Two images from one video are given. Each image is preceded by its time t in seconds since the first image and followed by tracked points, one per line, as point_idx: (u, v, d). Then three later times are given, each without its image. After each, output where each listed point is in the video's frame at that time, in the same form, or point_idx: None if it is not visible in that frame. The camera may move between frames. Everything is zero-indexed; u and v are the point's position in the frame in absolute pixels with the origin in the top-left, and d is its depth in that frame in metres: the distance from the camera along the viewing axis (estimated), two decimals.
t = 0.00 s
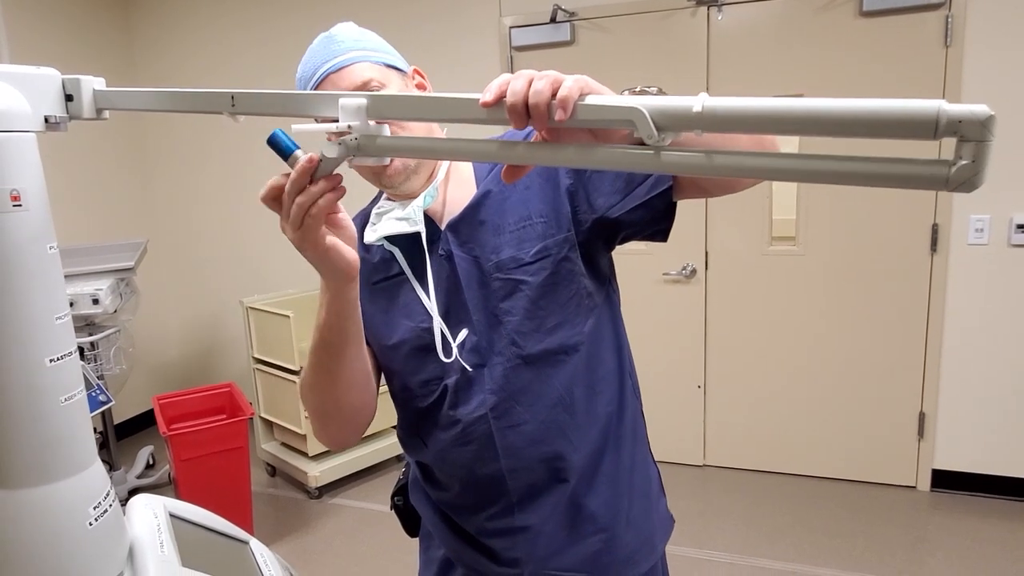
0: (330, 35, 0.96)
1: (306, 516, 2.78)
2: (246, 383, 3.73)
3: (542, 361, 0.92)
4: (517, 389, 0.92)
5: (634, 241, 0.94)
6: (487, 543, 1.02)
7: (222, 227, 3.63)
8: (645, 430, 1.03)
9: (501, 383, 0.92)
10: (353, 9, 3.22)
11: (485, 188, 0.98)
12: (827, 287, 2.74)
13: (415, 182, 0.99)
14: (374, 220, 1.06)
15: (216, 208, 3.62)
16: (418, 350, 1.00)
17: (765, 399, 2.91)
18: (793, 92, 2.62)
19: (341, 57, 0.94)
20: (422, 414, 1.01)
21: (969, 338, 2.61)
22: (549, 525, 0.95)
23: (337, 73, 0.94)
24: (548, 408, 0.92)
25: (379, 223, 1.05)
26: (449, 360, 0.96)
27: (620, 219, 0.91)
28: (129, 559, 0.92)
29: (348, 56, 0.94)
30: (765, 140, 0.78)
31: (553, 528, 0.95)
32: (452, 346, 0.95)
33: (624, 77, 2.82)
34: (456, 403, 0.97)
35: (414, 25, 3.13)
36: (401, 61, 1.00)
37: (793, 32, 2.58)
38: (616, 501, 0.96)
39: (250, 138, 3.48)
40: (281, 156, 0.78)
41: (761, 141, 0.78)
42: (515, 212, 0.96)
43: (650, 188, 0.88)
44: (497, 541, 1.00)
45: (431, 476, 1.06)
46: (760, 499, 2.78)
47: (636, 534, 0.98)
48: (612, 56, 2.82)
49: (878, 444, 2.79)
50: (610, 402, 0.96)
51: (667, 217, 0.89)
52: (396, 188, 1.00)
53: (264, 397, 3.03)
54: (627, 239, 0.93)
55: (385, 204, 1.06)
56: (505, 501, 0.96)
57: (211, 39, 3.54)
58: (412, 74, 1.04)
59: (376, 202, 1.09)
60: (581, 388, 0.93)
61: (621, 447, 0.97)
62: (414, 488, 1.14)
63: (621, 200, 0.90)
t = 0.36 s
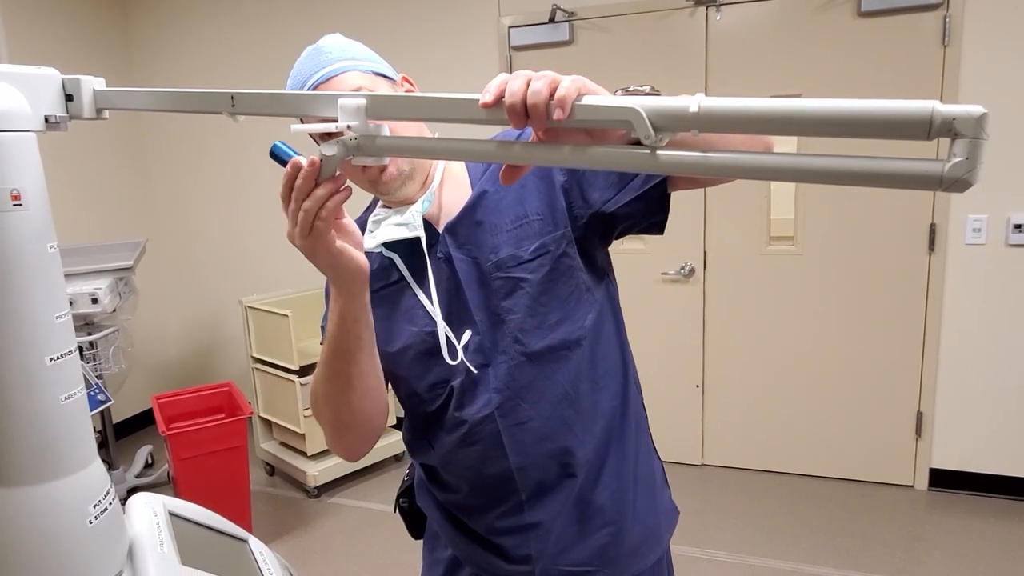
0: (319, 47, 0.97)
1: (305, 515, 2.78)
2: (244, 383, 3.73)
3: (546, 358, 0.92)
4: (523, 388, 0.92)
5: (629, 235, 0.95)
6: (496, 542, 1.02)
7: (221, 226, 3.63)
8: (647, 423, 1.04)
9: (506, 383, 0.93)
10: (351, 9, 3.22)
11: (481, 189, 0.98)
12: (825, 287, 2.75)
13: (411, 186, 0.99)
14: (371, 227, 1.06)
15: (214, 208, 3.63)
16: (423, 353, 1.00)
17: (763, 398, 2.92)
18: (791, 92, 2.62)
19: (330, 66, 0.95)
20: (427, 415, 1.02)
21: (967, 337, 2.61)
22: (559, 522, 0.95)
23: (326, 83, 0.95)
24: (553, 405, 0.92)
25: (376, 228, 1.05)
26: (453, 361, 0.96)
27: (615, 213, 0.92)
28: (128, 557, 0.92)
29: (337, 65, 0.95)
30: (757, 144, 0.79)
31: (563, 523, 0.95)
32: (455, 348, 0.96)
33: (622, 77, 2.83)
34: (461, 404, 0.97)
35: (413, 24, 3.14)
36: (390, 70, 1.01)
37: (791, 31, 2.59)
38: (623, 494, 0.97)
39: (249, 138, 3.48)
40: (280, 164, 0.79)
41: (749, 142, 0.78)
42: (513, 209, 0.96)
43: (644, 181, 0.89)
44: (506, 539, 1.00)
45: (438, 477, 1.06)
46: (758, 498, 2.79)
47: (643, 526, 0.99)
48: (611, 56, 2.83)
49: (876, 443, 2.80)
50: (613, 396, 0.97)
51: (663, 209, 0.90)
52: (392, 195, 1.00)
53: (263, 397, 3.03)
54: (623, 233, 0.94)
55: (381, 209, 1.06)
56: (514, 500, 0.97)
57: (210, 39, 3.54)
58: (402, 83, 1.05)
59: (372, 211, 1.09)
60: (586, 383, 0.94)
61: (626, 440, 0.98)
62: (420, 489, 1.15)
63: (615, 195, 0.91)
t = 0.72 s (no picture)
0: (321, 39, 0.96)
1: (303, 514, 2.78)
2: (242, 381, 3.73)
3: (542, 359, 0.92)
4: (519, 388, 0.92)
5: (630, 237, 0.95)
6: (491, 541, 1.02)
7: (219, 225, 3.63)
8: (645, 424, 1.04)
9: (502, 383, 0.93)
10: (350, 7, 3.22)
11: (480, 188, 0.98)
12: (823, 286, 2.75)
13: (411, 183, 0.99)
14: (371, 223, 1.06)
15: (213, 206, 3.62)
16: (418, 351, 1.00)
17: (761, 397, 2.92)
18: (789, 91, 2.63)
19: (332, 60, 0.94)
20: (421, 413, 1.02)
21: (964, 336, 2.62)
22: (553, 522, 0.95)
23: (328, 77, 0.94)
24: (548, 405, 0.92)
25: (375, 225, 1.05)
26: (449, 362, 0.96)
27: (616, 215, 0.92)
28: (126, 555, 0.92)
29: (339, 58, 0.94)
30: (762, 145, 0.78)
31: (557, 523, 0.95)
32: (451, 348, 0.96)
33: (622, 77, 2.83)
34: (457, 403, 0.97)
35: (411, 23, 3.13)
36: (393, 64, 1.01)
37: (790, 31, 2.59)
38: (619, 495, 0.96)
39: (247, 136, 3.48)
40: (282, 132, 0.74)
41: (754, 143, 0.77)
42: (512, 210, 0.96)
43: (646, 184, 0.89)
44: (501, 538, 1.00)
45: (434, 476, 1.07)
46: (756, 497, 2.80)
47: (639, 527, 0.98)
48: (610, 56, 2.82)
49: (874, 442, 2.81)
50: (610, 397, 0.97)
51: (664, 212, 0.91)
52: (392, 191, 1.00)
53: (262, 395, 3.03)
54: (622, 235, 0.94)
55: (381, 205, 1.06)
56: (509, 499, 0.97)
57: (207, 37, 3.54)
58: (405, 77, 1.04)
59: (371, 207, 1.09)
60: (581, 384, 0.94)
61: (622, 441, 0.98)
62: (417, 487, 1.15)
63: (616, 197, 0.91)
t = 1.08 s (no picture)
0: (322, 30, 0.95)
1: (302, 512, 2.78)
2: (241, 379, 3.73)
3: (536, 358, 0.92)
4: (513, 387, 0.92)
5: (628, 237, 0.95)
6: (484, 540, 1.02)
7: (217, 223, 3.62)
8: (641, 423, 1.04)
9: (496, 382, 0.93)
10: (349, 3, 3.21)
11: (478, 185, 0.98)
12: (823, 284, 2.75)
13: (411, 179, 0.99)
14: (370, 217, 1.06)
15: (211, 204, 3.62)
16: (410, 347, 1.00)
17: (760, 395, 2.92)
18: (788, 89, 2.62)
19: (334, 53, 0.94)
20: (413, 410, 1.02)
21: (963, 334, 2.62)
22: (547, 521, 0.95)
23: (329, 70, 0.94)
24: (542, 405, 0.92)
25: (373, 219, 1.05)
26: (442, 360, 0.96)
27: (615, 215, 0.91)
28: (124, 553, 0.92)
29: (341, 52, 0.94)
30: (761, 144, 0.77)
31: (551, 521, 0.95)
32: (444, 346, 0.96)
33: (621, 74, 2.82)
34: (449, 401, 0.97)
35: (410, 19, 3.12)
36: (394, 57, 1.00)
37: (789, 29, 2.58)
38: (614, 495, 0.96)
39: (245, 134, 3.47)
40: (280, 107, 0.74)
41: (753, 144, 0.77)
42: (510, 208, 0.96)
43: (645, 183, 0.88)
44: (493, 536, 1.00)
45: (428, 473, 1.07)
46: (755, 495, 2.80)
47: (634, 527, 0.98)
48: (609, 53, 2.82)
49: (872, 440, 2.81)
50: (605, 397, 0.96)
51: (663, 212, 0.90)
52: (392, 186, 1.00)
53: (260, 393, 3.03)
54: (620, 235, 0.94)
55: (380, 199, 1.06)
56: (502, 498, 0.97)
57: (205, 34, 3.53)
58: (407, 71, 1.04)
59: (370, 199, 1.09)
60: (575, 384, 0.94)
61: (617, 440, 0.98)
62: (411, 484, 1.15)
63: (615, 196, 0.90)
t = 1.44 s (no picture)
0: None
1: (301, 510, 2.77)
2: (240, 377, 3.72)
3: (528, 362, 0.92)
4: (504, 389, 0.92)
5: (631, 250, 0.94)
6: (467, 541, 1.02)
7: (216, 220, 3.62)
8: (633, 432, 1.03)
9: (487, 383, 0.92)
10: None
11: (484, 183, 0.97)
12: (823, 283, 2.75)
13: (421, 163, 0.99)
14: (375, 199, 1.06)
15: (210, 202, 3.61)
16: (399, 339, 0.99)
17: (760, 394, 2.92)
18: (789, 87, 2.62)
19: (371, 10, 0.93)
20: (401, 406, 1.01)
21: (963, 333, 2.62)
22: (531, 525, 0.95)
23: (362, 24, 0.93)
24: (531, 409, 0.92)
25: (379, 203, 1.05)
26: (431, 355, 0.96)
27: (618, 228, 0.90)
28: (123, 552, 0.91)
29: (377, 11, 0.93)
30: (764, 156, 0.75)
31: (535, 526, 0.95)
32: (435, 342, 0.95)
33: (621, 73, 2.82)
34: (438, 399, 0.97)
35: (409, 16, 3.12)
36: (425, 34, 1.01)
37: (790, 26, 2.58)
38: (601, 504, 0.96)
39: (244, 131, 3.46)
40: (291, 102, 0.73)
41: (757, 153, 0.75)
42: (513, 211, 0.95)
43: (650, 203, 0.88)
44: (477, 538, 1.00)
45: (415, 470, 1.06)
46: (755, 494, 2.80)
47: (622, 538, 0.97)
48: (609, 51, 2.82)
49: (872, 439, 2.81)
50: (598, 404, 0.96)
51: (664, 232, 0.90)
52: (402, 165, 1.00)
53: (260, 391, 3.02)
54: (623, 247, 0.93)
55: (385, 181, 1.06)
56: (486, 500, 0.97)
57: (204, 31, 3.52)
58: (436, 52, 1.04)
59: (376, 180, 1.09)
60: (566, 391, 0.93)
61: (607, 448, 0.97)
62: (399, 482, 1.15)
63: (620, 211, 0.90)
